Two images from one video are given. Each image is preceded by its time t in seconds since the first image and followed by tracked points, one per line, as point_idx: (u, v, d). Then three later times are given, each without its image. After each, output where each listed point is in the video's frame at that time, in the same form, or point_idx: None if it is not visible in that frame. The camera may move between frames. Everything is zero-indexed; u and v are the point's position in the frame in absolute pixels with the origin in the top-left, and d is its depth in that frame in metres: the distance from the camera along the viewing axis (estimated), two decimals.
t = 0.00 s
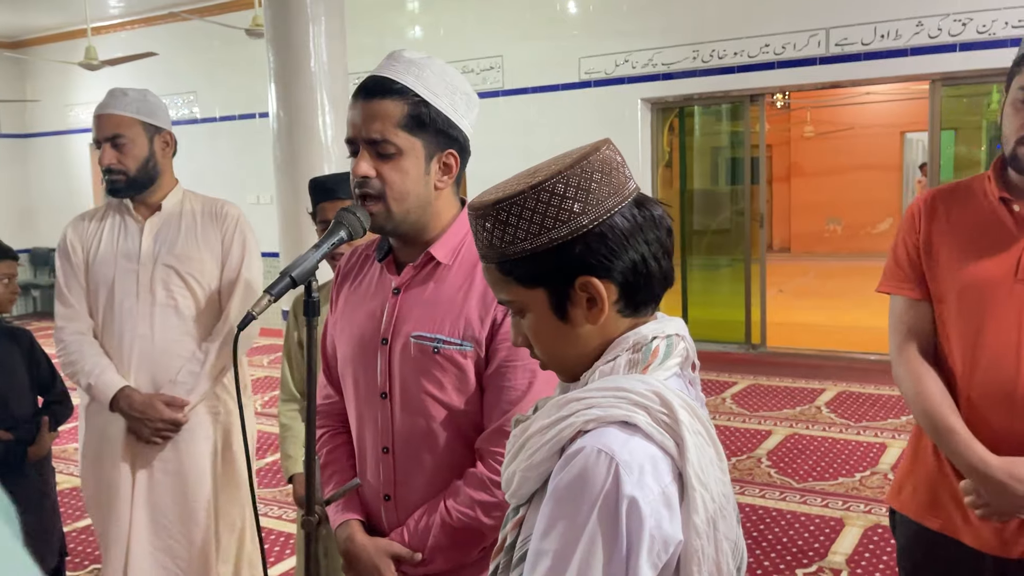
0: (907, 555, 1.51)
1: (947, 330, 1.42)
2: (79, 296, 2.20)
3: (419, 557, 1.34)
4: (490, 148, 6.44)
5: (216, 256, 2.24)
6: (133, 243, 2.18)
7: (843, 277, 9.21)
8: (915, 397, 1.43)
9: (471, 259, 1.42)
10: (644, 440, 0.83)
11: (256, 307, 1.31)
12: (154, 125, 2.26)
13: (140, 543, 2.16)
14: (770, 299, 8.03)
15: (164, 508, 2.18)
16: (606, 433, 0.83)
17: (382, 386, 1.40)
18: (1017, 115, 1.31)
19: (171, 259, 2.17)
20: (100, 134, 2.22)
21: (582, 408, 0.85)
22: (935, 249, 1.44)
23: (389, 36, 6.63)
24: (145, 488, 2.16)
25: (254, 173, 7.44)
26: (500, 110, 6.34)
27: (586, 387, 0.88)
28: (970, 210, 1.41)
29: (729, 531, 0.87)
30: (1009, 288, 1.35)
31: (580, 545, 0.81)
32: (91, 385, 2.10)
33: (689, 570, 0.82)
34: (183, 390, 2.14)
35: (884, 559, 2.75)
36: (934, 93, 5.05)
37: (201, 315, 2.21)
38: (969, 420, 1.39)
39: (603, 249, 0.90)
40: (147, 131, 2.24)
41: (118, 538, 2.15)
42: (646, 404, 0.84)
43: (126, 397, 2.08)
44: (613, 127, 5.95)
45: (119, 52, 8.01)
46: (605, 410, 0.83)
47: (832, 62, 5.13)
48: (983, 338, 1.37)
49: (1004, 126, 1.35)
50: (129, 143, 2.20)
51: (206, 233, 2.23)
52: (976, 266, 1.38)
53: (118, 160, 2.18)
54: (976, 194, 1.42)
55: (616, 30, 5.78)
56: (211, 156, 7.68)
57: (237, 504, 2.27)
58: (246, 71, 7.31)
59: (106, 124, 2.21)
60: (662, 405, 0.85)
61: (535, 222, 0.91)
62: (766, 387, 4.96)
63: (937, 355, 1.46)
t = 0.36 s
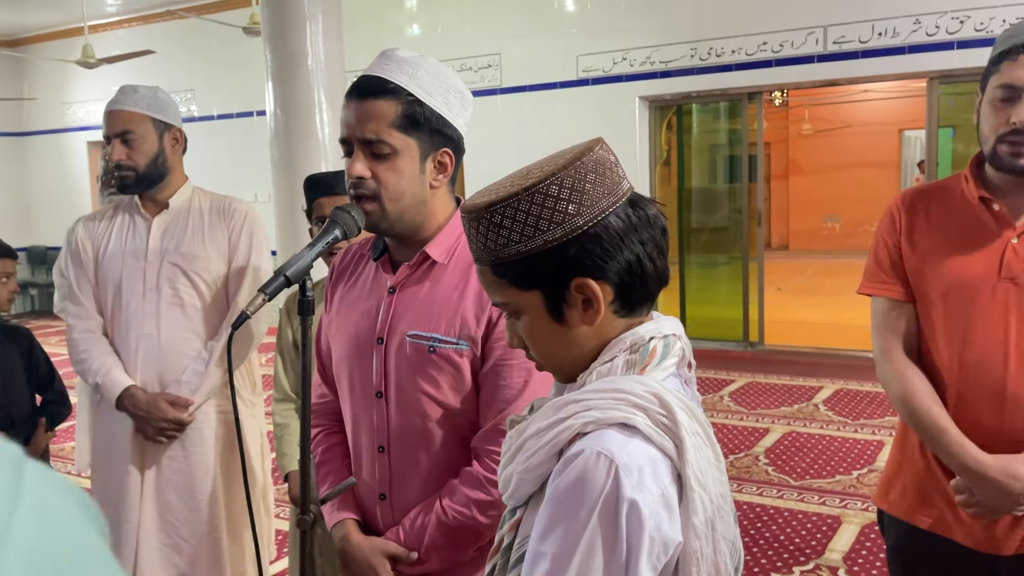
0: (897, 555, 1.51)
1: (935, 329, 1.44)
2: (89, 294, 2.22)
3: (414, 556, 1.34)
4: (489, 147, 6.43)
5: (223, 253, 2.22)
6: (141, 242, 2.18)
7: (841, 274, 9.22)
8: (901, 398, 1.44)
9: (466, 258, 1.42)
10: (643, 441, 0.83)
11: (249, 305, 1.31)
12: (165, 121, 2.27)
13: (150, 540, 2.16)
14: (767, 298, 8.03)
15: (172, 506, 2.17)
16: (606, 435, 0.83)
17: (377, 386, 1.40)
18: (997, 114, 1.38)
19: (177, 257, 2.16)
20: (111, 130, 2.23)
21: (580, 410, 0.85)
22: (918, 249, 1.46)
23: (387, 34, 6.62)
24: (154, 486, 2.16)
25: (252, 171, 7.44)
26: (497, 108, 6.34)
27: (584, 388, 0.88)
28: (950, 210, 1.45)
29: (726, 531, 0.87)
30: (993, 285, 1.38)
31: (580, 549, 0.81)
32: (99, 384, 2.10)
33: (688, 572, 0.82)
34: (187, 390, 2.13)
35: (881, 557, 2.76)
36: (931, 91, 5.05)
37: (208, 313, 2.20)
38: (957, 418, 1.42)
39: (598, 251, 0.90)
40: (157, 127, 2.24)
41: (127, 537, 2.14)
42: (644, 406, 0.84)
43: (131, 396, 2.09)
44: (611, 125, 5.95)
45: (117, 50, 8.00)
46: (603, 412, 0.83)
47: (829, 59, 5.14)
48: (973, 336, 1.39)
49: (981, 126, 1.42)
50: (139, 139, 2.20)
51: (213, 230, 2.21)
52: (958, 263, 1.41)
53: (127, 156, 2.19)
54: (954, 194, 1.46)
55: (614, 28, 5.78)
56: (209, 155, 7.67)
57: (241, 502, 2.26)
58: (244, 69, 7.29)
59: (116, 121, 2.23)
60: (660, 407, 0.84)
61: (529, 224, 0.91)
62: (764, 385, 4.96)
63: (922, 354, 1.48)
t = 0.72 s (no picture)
0: (877, 545, 1.54)
1: (907, 324, 1.49)
2: (93, 288, 2.22)
3: (413, 553, 1.35)
4: (488, 144, 6.43)
5: (228, 252, 2.23)
6: (146, 238, 2.18)
7: (840, 272, 9.22)
8: (878, 389, 1.49)
9: (465, 255, 1.42)
10: (650, 439, 0.83)
11: (248, 303, 1.31)
12: (174, 118, 2.29)
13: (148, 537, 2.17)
14: (767, 295, 8.03)
15: (171, 504, 2.17)
16: (613, 432, 0.83)
17: (376, 384, 1.40)
18: (948, 114, 1.43)
19: (181, 254, 2.17)
20: (120, 124, 2.25)
21: (587, 408, 0.85)
22: (896, 249, 1.52)
23: (386, 32, 6.61)
24: (153, 484, 2.17)
25: (252, 169, 7.43)
26: (497, 105, 6.33)
27: (588, 386, 0.89)
28: (928, 209, 1.48)
29: (730, 527, 0.88)
30: (960, 281, 1.40)
31: (587, 547, 0.81)
32: (100, 378, 2.10)
33: (693, 568, 0.82)
34: (189, 388, 2.14)
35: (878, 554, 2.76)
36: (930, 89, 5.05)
37: (211, 311, 2.20)
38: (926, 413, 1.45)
39: (606, 247, 0.91)
40: (166, 123, 2.26)
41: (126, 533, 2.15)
42: (651, 404, 0.84)
43: (132, 392, 2.08)
44: (611, 122, 5.94)
45: (115, 47, 7.99)
46: (611, 410, 0.84)
47: (829, 57, 5.13)
48: (939, 331, 1.42)
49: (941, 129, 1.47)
50: (147, 133, 2.22)
51: (219, 228, 2.22)
52: (929, 260, 1.44)
53: (136, 150, 2.20)
54: (935, 193, 1.49)
55: (614, 26, 5.78)
56: (208, 152, 7.67)
57: (238, 500, 2.26)
58: (243, 66, 7.28)
59: (127, 114, 2.25)
60: (666, 404, 0.85)
61: (539, 220, 0.90)
62: (763, 382, 4.97)
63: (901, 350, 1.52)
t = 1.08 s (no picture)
0: (861, 533, 1.60)
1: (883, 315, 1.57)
2: (98, 282, 2.24)
3: (413, 546, 1.35)
4: (488, 141, 6.43)
5: (230, 250, 2.21)
6: (151, 233, 2.19)
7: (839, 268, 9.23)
8: (856, 378, 1.59)
9: (466, 250, 1.43)
10: (650, 427, 0.84)
11: (247, 297, 1.31)
12: (183, 111, 2.30)
13: (145, 532, 2.18)
14: (767, 291, 8.04)
15: (168, 500, 2.18)
16: (613, 420, 0.84)
17: (377, 377, 1.41)
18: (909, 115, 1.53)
19: (183, 251, 2.17)
20: (130, 116, 2.27)
21: (587, 397, 0.86)
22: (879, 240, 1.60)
23: (386, 28, 6.61)
24: (150, 479, 2.17)
25: (252, 165, 7.43)
26: (496, 101, 6.33)
27: (589, 374, 0.89)
28: (910, 203, 1.56)
29: (730, 515, 0.88)
30: (927, 273, 1.47)
31: (589, 535, 0.82)
32: (100, 372, 2.13)
33: (694, 558, 0.82)
34: (183, 385, 2.14)
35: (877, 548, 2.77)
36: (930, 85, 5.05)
37: (211, 309, 2.20)
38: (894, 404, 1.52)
39: (613, 237, 0.91)
40: (175, 117, 2.28)
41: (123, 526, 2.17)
42: (650, 391, 0.85)
43: (128, 387, 2.10)
44: (610, 118, 5.94)
45: (115, 43, 7.98)
46: (610, 398, 0.84)
47: (829, 53, 5.13)
48: (903, 324, 1.51)
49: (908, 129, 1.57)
50: (155, 126, 2.24)
51: (222, 226, 2.22)
52: (903, 251, 1.52)
53: (144, 143, 2.22)
54: (918, 188, 1.58)
55: (614, 22, 5.78)
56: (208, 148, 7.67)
57: (235, 495, 2.26)
58: (243, 62, 7.28)
59: (137, 107, 2.27)
60: (666, 392, 0.86)
61: (550, 203, 0.91)
62: (762, 378, 4.98)
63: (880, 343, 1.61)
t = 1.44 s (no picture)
0: (856, 531, 1.61)
1: (873, 311, 1.57)
2: (106, 276, 2.25)
3: (418, 539, 1.35)
4: (488, 137, 6.43)
5: (239, 245, 2.22)
6: (160, 228, 2.20)
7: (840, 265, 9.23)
8: (847, 374, 1.58)
9: (469, 245, 1.43)
10: (658, 416, 0.85)
11: (251, 292, 1.32)
12: (192, 106, 2.30)
13: (151, 526, 2.18)
14: (767, 288, 8.05)
15: (176, 494, 2.19)
16: (621, 411, 0.84)
17: (382, 370, 1.41)
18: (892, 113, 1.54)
19: (192, 246, 2.17)
20: (140, 110, 2.27)
21: (595, 387, 0.87)
22: (866, 238, 1.60)
23: (386, 24, 6.60)
24: (158, 474, 2.18)
25: (252, 162, 7.44)
26: (497, 98, 6.33)
27: (596, 366, 0.90)
28: (897, 201, 1.57)
29: (739, 503, 0.89)
30: (918, 269, 1.48)
31: (599, 525, 0.83)
32: (108, 367, 2.13)
33: (705, 546, 0.83)
34: (193, 379, 2.15)
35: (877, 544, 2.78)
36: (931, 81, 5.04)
37: (220, 304, 2.20)
38: (888, 399, 1.52)
39: (625, 227, 0.91)
40: (184, 111, 2.28)
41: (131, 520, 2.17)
42: (658, 381, 0.86)
43: (137, 381, 2.10)
44: (611, 115, 5.94)
45: (116, 39, 7.98)
46: (618, 389, 0.85)
47: (830, 49, 5.13)
48: (896, 319, 1.51)
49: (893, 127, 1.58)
50: (164, 121, 2.24)
51: (231, 221, 2.22)
52: (892, 248, 1.53)
53: (153, 137, 2.22)
54: (904, 186, 1.58)
55: (615, 18, 5.78)
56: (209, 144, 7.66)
57: (240, 488, 2.25)
58: (243, 58, 7.27)
59: (147, 101, 2.27)
60: (674, 382, 0.86)
61: (565, 192, 0.91)
62: (762, 374, 4.98)
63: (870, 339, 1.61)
